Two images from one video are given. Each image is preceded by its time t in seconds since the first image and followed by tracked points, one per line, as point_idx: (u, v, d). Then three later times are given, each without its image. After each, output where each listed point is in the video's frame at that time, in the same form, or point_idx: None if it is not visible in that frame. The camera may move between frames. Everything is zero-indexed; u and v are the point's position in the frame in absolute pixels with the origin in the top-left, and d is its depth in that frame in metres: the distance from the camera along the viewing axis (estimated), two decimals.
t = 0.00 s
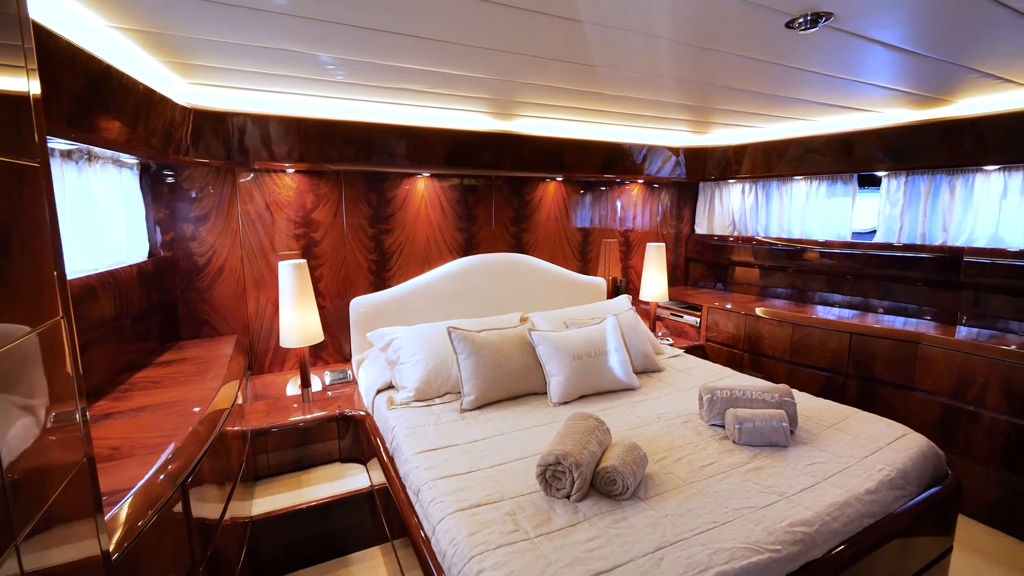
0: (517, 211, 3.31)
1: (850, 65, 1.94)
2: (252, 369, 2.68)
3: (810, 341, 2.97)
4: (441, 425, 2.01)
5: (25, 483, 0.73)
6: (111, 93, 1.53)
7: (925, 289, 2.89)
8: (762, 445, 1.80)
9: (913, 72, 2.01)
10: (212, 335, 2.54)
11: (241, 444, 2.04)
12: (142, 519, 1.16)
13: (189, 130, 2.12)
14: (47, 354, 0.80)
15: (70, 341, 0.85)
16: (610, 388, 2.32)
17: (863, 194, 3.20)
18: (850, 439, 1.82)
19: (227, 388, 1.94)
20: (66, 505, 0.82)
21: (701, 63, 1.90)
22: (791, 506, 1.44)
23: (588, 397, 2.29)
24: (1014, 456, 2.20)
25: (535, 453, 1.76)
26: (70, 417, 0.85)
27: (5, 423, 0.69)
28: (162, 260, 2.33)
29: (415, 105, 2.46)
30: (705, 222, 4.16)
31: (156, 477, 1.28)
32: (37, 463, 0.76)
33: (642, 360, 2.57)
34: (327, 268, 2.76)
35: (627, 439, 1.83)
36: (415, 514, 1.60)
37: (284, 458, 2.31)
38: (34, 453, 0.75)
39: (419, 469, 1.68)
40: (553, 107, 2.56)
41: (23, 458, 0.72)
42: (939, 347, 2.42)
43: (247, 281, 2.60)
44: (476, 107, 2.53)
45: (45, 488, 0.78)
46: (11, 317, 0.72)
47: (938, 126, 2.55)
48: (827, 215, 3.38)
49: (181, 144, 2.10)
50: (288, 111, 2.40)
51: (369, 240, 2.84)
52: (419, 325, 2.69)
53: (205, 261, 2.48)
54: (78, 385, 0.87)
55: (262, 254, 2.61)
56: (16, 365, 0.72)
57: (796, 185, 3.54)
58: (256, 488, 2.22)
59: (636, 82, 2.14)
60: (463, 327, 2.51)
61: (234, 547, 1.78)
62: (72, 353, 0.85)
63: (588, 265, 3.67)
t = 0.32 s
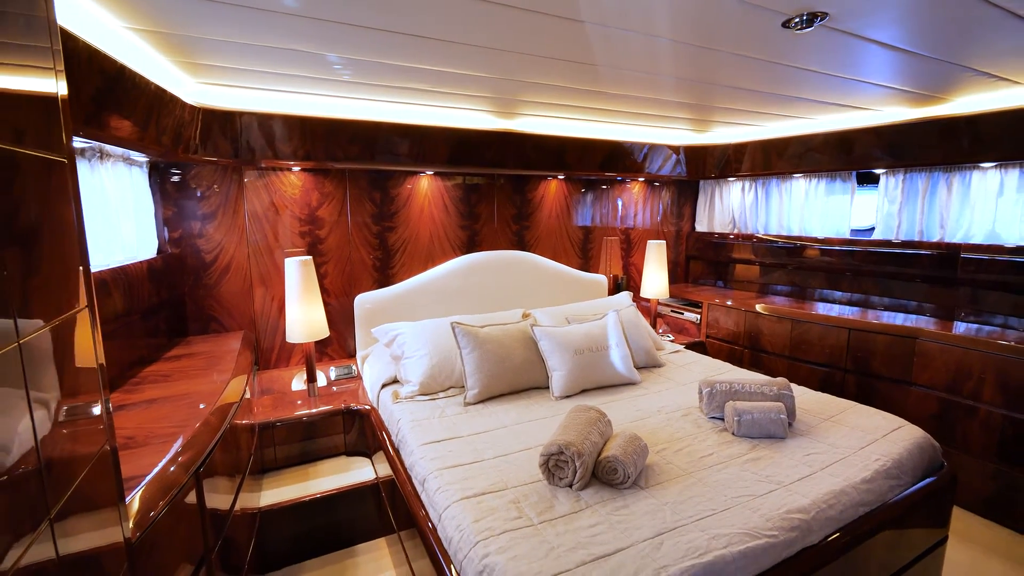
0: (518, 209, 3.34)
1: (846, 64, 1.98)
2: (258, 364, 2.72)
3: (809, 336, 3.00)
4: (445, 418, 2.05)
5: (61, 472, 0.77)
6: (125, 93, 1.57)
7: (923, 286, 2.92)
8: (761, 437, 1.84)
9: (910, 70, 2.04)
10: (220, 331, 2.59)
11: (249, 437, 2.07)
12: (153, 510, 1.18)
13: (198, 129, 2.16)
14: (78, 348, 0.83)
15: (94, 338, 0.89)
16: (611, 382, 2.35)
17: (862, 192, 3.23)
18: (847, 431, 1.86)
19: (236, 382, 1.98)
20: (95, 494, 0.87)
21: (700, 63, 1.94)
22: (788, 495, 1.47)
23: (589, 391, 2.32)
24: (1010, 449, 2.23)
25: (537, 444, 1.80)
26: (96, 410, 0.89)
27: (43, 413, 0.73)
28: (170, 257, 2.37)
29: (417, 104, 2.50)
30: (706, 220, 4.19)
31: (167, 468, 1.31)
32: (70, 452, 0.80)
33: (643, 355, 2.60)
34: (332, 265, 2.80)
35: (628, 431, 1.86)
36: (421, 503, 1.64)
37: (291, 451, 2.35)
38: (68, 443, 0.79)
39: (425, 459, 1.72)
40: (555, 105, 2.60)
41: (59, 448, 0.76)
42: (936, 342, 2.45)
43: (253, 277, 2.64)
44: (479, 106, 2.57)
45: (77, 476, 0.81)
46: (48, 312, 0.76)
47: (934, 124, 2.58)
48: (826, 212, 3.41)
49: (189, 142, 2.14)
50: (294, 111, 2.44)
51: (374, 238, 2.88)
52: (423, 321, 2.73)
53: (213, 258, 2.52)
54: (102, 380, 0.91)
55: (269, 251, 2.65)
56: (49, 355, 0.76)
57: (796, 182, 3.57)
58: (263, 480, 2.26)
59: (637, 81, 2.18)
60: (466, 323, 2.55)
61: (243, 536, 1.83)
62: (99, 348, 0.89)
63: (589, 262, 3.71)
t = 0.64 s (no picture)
0: (520, 206, 3.37)
1: (846, 60, 2.00)
2: (263, 359, 2.76)
3: (809, 332, 3.02)
4: (448, 411, 2.08)
5: (88, 459, 0.81)
6: (135, 90, 1.60)
7: (922, 281, 2.94)
8: (759, 428, 1.87)
9: (908, 67, 2.06)
10: (225, 326, 2.62)
11: (256, 429, 2.11)
12: (161, 500, 1.19)
13: (204, 126, 2.19)
14: (98, 341, 0.86)
15: (113, 332, 0.92)
16: (612, 376, 2.38)
17: (861, 188, 3.26)
18: (844, 422, 1.89)
19: (243, 375, 2.02)
20: (116, 483, 0.90)
21: (699, 60, 1.96)
22: (786, 483, 1.50)
23: (590, 385, 2.35)
24: (1007, 442, 2.26)
25: (540, 435, 1.83)
26: (115, 402, 0.92)
27: (71, 403, 0.76)
28: (176, 253, 2.40)
29: (418, 101, 2.52)
30: (706, 217, 4.21)
31: (175, 460, 1.32)
32: (87, 444, 0.81)
33: (643, 349, 2.63)
34: (336, 261, 2.83)
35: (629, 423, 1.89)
36: (425, 492, 1.67)
37: (297, 444, 2.38)
38: (93, 433, 0.83)
39: (429, 449, 1.76)
40: (556, 102, 2.62)
41: (71, 441, 0.76)
42: (934, 336, 2.47)
43: (259, 273, 2.67)
44: (481, 103, 2.59)
45: (102, 465, 0.85)
46: (74, 304, 0.79)
47: (933, 121, 2.61)
48: (825, 208, 3.43)
49: (197, 140, 2.17)
50: (299, 108, 2.47)
51: (377, 234, 2.91)
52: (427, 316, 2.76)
53: (218, 254, 2.55)
54: (121, 373, 0.95)
55: (273, 247, 2.69)
56: (74, 342, 0.78)
57: (795, 179, 3.59)
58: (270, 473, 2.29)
59: (637, 78, 2.20)
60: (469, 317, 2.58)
61: (251, 526, 1.86)
62: (118, 342, 0.92)
63: (590, 259, 3.74)
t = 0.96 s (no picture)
0: (521, 204, 3.40)
1: (843, 57, 2.02)
2: (268, 354, 2.80)
3: (808, 327, 3.05)
4: (451, 403, 2.11)
5: (109, 448, 0.84)
6: (144, 88, 1.64)
7: (921, 276, 2.96)
8: (757, 420, 1.90)
9: (905, 64, 2.09)
10: (230, 321, 2.66)
11: (262, 422, 2.14)
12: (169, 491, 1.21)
13: (211, 124, 2.22)
14: (118, 333, 0.90)
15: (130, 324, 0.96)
16: (613, 370, 2.42)
17: (859, 184, 3.29)
18: (841, 414, 1.91)
19: (249, 368, 2.05)
20: (137, 474, 0.95)
21: (697, 58, 2.00)
22: (782, 472, 1.53)
23: (591, 379, 2.38)
24: (1003, 434, 2.29)
25: (541, 427, 1.87)
26: (132, 396, 0.97)
27: (89, 392, 0.79)
28: (182, 249, 2.44)
29: (420, 99, 2.55)
30: (706, 214, 4.23)
31: (182, 451, 1.34)
32: (102, 434, 0.82)
33: (643, 344, 2.67)
34: (340, 258, 2.87)
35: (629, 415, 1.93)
36: (429, 482, 1.71)
37: (302, 438, 2.42)
38: (114, 423, 0.87)
39: (433, 440, 1.79)
40: (556, 100, 2.65)
41: (85, 432, 0.76)
42: (932, 330, 2.50)
43: (264, 269, 2.71)
44: (482, 101, 2.62)
45: (124, 457, 0.90)
46: (92, 293, 0.82)
47: (931, 117, 2.63)
48: (824, 205, 3.46)
49: (205, 138, 2.21)
50: (302, 106, 2.50)
51: (380, 232, 2.94)
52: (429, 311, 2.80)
53: (224, 251, 2.59)
54: (137, 366, 0.99)
55: (278, 243, 2.72)
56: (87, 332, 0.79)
57: (794, 176, 3.62)
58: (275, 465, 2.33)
59: (636, 76, 2.23)
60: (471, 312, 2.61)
61: (258, 516, 1.90)
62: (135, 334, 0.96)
63: (591, 256, 3.77)
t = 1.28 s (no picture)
0: (522, 202, 3.43)
1: (840, 57, 2.04)
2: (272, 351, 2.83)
3: (807, 324, 3.07)
4: (452, 399, 2.15)
5: (120, 441, 0.86)
6: (152, 88, 1.67)
7: (919, 274, 2.99)
8: (755, 415, 1.92)
9: (903, 63, 2.10)
10: (235, 319, 2.69)
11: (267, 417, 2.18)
12: (176, 484, 1.23)
13: (216, 124, 2.26)
14: (131, 328, 0.94)
15: (141, 319, 0.99)
16: (612, 366, 2.44)
17: (858, 183, 3.31)
18: (837, 409, 1.94)
19: (253, 365, 2.08)
20: (150, 467, 0.98)
21: (695, 57, 2.02)
22: (778, 465, 1.56)
23: (591, 375, 2.41)
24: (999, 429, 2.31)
25: (541, 421, 1.89)
26: (143, 391, 1.00)
27: (102, 385, 0.81)
28: (187, 247, 2.47)
29: (422, 99, 2.58)
30: (706, 212, 4.25)
31: (189, 445, 1.36)
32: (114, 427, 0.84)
33: (643, 341, 2.69)
34: (343, 256, 2.90)
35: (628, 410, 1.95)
36: (431, 476, 1.74)
37: (305, 433, 2.45)
38: (127, 417, 0.90)
39: (435, 434, 1.82)
40: (556, 100, 2.67)
41: (98, 426, 0.78)
42: (929, 327, 2.52)
43: (267, 267, 2.74)
44: (483, 100, 2.65)
45: (137, 450, 0.93)
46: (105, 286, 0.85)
47: (928, 116, 2.65)
48: (823, 203, 3.48)
49: (211, 138, 2.25)
50: (305, 106, 2.54)
51: (382, 230, 2.98)
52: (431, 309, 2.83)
53: (229, 249, 2.62)
54: (147, 361, 1.02)
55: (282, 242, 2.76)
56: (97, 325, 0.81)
57: (794, 174, 3.64)
58: (279, 460, 2.36)
59: (635, 76, 2.26)
60: (473, 309, 2.64)
61: (263, 509, 1.93)
62: (148, 329, 0.99)
63: (592, 254, 3.80)
